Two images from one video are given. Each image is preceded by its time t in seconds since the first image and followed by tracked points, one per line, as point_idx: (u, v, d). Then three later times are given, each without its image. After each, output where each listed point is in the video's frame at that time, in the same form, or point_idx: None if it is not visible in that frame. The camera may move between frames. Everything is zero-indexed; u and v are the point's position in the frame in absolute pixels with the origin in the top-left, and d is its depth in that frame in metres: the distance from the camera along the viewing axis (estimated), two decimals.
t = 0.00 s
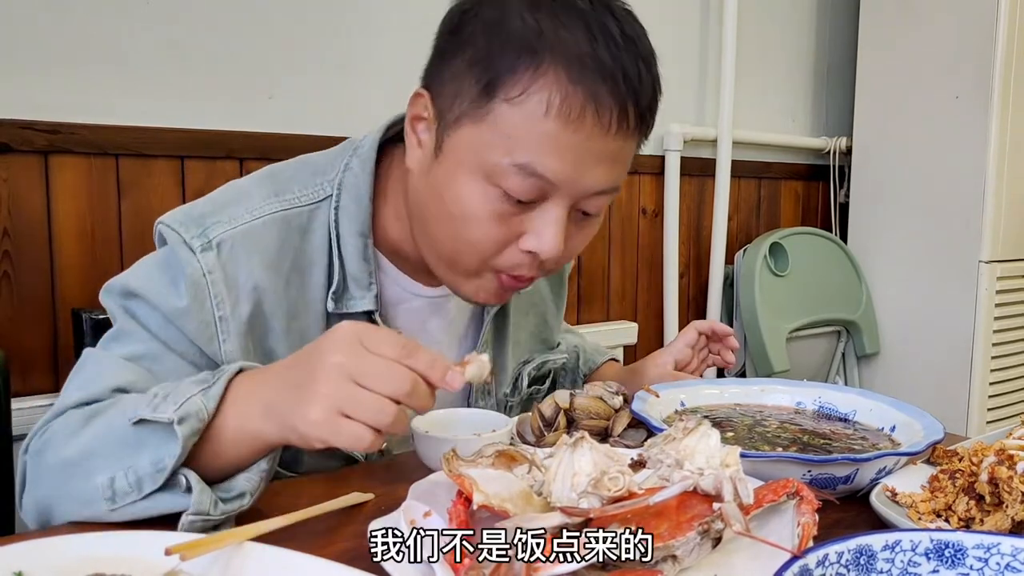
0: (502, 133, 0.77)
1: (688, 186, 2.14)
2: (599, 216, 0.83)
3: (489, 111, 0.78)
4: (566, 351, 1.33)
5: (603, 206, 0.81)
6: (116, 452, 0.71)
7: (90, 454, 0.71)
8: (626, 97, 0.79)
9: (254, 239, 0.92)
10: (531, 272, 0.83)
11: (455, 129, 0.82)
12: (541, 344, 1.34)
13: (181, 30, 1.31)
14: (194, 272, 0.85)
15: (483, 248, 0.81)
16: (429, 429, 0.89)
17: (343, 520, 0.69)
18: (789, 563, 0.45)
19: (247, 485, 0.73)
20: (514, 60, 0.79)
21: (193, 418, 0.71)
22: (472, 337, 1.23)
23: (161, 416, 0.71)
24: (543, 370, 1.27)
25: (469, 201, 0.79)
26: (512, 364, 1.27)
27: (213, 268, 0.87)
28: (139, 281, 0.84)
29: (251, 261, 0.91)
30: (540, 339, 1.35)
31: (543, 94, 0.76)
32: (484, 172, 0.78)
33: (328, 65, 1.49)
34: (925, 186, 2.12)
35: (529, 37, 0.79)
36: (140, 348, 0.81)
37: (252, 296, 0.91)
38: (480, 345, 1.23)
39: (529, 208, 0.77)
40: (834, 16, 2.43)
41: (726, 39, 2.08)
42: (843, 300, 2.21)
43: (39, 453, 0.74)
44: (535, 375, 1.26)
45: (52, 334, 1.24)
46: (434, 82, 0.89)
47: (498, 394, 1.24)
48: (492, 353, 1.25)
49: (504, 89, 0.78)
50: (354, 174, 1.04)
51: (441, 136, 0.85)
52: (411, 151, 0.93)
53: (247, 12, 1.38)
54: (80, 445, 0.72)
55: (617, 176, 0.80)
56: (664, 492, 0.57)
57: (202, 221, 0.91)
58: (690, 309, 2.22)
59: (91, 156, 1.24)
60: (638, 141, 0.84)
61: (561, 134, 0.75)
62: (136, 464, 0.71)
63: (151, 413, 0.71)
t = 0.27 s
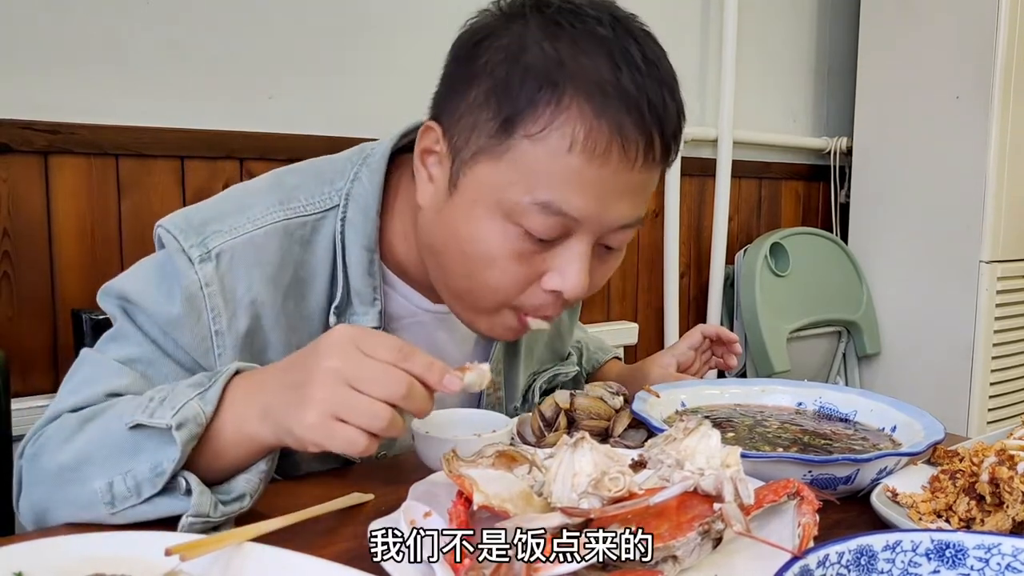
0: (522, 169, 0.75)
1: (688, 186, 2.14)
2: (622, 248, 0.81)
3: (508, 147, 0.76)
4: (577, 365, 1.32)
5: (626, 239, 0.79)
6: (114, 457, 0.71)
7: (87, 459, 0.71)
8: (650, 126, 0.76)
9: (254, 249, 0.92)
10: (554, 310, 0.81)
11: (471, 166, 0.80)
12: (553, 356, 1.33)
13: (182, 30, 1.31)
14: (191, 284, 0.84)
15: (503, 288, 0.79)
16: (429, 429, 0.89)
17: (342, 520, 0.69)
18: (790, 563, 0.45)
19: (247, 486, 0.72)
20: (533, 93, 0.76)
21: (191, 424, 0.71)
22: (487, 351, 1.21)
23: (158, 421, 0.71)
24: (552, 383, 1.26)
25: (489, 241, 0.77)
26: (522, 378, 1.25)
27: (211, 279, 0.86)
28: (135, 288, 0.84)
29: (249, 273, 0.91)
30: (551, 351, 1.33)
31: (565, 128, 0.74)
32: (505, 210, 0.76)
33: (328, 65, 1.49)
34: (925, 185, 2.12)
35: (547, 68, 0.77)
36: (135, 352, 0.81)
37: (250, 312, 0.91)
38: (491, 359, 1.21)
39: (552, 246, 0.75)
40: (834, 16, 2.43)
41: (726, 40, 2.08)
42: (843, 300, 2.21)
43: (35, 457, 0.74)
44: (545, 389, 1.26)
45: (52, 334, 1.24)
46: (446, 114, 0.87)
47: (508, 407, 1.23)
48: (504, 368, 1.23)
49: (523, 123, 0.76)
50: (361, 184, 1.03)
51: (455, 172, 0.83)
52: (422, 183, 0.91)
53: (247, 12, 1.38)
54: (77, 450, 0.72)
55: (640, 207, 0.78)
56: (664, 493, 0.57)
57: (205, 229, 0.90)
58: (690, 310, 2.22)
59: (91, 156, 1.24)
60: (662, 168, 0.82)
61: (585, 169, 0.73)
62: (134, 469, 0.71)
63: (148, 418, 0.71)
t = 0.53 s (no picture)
0: (533, 180, 0.74)
1: (688, 185, 2.14)
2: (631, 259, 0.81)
3: (518, 157, 0.76)
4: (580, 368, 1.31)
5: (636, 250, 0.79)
6: (115, 458, 0.71)
7: (88, 459, 0.71)
8: (660, 137, 0.77)
9: (258, 253, 0.92)
10: (564, 322, 0.80)
11: (480, 177, 0.80)
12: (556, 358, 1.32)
13: (181, 30, 1.31)
14: (194, 287, 0.84)
15: (513, 301, 0.78)
16: (429, 429, 0.89)
17: (343, 520, 0.69)
18: (790, 563, 0.45)
19: (248, 488, 0.72)
20: (543, 103, 0.76)
21: (193, 426, 0.72)
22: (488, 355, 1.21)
23: (160, 423, 0.71)
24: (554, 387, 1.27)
25: (499, 252, 0.77)
26: (524, 383, 1.25)
27: (213, 284, 0.86)
28: (138, 292, 0.84)
29: (252, 277, 0.90)
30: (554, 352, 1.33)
31: (575, 138, 0.74)
32: (514, 221, 0.75)
33: (328, 65, 1.49)
34: (926, 185, 2.12)
35: (558, 79, 0.77)
36: (138, 354, 0.81)
37: (254, 319, 0.90)
38: (494, 362, 1.21)
39: (562, 258, 0.74)
40: (834, 16, 2.43)
41: (726, 40, 2.08)
42: (843, 300, 2.21)
43: (35, 457, 0.74)
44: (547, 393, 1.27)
45: (52, 334, 1.24)
46: (455, 125, 0.87)
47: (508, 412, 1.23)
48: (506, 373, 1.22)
49: (533, 134, 0.76)
50: (367, 189, 1.03)
51: (463, 182, 0.83)
52: (428, 194, 0.91)
53: (247, 12, 1.38)
54: (78, 450, 0.72)
55: (650, 218, 0.78)
56: (664, 493, 0.57)
57: (208, 233, 0.90)
58: (690, 309, 2.22)
59: (91, 156, 1.24)
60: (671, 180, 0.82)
61: (595, 179, 0.72)
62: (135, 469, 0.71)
63: (150, 419, 0.71)
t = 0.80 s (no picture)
0: (533, 167, 0.74)
1: (688, 185, 2.14)
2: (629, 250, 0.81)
3: (518, 143, 0.76)
4: (579, 366, 1.32)
5: (634, 241, 0.79)
6: (116, 458, 0.71)
7: (89, 459, 0.71)
8: (661, 129, 0.76)
9: (258, 253, 0.92)
10: (560, 310, 0.80)
11: (481, 162, 0.80)
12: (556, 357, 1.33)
13: (181, 30, 1.31)
14: (195, 287, 0.84)
15: (511, 288, 0.78)
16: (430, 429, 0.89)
17: (343, 520, 0.69)
18: (790, 564, 0.45)
19: (250, 487, 0.72)
20: (546, 91, 0.76)
21: (195, 426, 0.72)
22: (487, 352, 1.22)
23: (161, 423, 0.71)
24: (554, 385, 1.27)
25: (497, 238, 0.77)
26: (524, 381, 1.26)
27: (214, 283, 0.86)
28: (139, 292, 0.84)
29: (252, 277, 0.90)
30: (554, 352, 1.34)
31: (577, 127, 0.73)
32: (513, 207, 0.75)
33: (328, 65, 1.49)
34: (926, 185, 2.11)
35: (562, 68, 0.77)
36: (140, 355, 0.81)
37: (255, 317, 0.90)
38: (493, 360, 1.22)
39: (560, 247, 0.74)
40: (834, 15, 2.43)
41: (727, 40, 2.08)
42: (843, 300, 2.21)
43: (37, 457, 0.74)
44: (547, 391, 1.27)
45: (52, 333, 1.24)
46: (458, 111, 0.87)
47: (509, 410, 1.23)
48: (505, 371, 1.24)
49: (535, 120, 0.76)
50: (366, 188, 1.03)
51: (465, 167, 0.83)
52: (429, 181, 0.91)
53: (247, 12, 1.38)
54: (79, 450, 0.72)
55: (649, 209, 0.78)
56: (664, 493, 0.57)
57: (208, 232, 0.90)
58: (690, 309, 2.22)
59: (91, 156, 1.24)
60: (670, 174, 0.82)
61: (595, 168, 0.72)
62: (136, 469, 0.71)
63: (151, 419, 0.71)
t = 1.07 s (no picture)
0: (513, 113, 0.77)
1: (688, 185, 2.14)
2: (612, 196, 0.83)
3: (497, 92, 0.78)
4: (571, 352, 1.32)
5: (615, 184, 0.81)
6: (119, 454, 0.71)
7: (92, 456, 0.72)
8: (635, 75, 0.79)
9: (252, 243, 0.92)
10: (546, 258, 0.82)
11: (462, 115, 0.82)
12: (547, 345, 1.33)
13: (181, 30, 1.31)
14: (192, 277, 0.85)
15: (495, 236, 0.81)
16: (430, 429, 0.89)
17: (343, 520, 0.69)
18: (790, 563, 0.45)
19: (251, 484, 0.72)
20: (521, 41, 0.79)
21: (196, 419, 0.72)
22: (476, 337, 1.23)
23: (163, 416, 0.71)
24: (548, 370, 1.26)
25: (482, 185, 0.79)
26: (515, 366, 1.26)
27: (211, 272, 0.87)
28: (137, 284, 0.84)
29: (248, 266, 0.91)
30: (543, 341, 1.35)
31: (553, 73, 0.76)
32: (496, 153, 0.78)
33: (327, 65, 1.49)
34: (926, 184, 2.11)
35: (536, 19, 0.79)
36: (140, 351, 0.81)
37: (252, 305, 0.91)
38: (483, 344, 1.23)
39: (544, 190, 0.76)
40: (834, 15, 2.43)
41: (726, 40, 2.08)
42: (843, 300, 2.21)
43: (40, 456, 0.74)
44: (539, 376, 1.26)
45: (52, 333, 1.24)
46: (438, 72, 0.89)
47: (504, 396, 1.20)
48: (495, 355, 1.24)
49: (513, 69, 0.78)
50: (351, 178, 1.05)
51: (447, 122, 0.85)
52: (415, 143, 0.93)
53: (247, 12, 1.38)
54: (82, 446, 0.72)
55: (628, 152, 0.80)
56: (664, 492, 0.57)
57: (201, 225, 0.90)
58: (690, 309, 2.21)
59: (91, 156, 1.24)
60: (646, 122, 0.85)
61: (572, 110, 0.75)
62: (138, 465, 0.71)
63: (153, 413, 0.72)
